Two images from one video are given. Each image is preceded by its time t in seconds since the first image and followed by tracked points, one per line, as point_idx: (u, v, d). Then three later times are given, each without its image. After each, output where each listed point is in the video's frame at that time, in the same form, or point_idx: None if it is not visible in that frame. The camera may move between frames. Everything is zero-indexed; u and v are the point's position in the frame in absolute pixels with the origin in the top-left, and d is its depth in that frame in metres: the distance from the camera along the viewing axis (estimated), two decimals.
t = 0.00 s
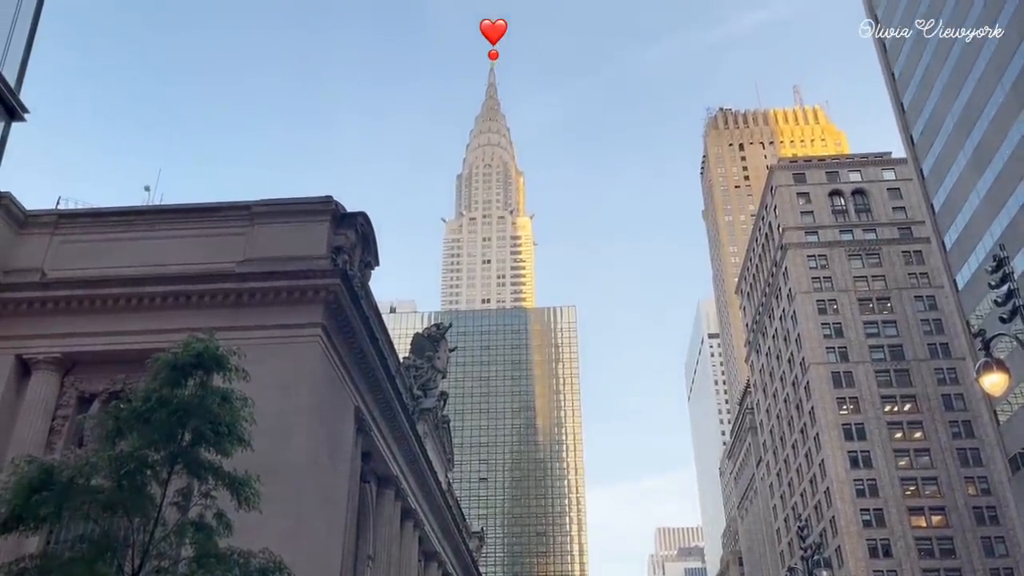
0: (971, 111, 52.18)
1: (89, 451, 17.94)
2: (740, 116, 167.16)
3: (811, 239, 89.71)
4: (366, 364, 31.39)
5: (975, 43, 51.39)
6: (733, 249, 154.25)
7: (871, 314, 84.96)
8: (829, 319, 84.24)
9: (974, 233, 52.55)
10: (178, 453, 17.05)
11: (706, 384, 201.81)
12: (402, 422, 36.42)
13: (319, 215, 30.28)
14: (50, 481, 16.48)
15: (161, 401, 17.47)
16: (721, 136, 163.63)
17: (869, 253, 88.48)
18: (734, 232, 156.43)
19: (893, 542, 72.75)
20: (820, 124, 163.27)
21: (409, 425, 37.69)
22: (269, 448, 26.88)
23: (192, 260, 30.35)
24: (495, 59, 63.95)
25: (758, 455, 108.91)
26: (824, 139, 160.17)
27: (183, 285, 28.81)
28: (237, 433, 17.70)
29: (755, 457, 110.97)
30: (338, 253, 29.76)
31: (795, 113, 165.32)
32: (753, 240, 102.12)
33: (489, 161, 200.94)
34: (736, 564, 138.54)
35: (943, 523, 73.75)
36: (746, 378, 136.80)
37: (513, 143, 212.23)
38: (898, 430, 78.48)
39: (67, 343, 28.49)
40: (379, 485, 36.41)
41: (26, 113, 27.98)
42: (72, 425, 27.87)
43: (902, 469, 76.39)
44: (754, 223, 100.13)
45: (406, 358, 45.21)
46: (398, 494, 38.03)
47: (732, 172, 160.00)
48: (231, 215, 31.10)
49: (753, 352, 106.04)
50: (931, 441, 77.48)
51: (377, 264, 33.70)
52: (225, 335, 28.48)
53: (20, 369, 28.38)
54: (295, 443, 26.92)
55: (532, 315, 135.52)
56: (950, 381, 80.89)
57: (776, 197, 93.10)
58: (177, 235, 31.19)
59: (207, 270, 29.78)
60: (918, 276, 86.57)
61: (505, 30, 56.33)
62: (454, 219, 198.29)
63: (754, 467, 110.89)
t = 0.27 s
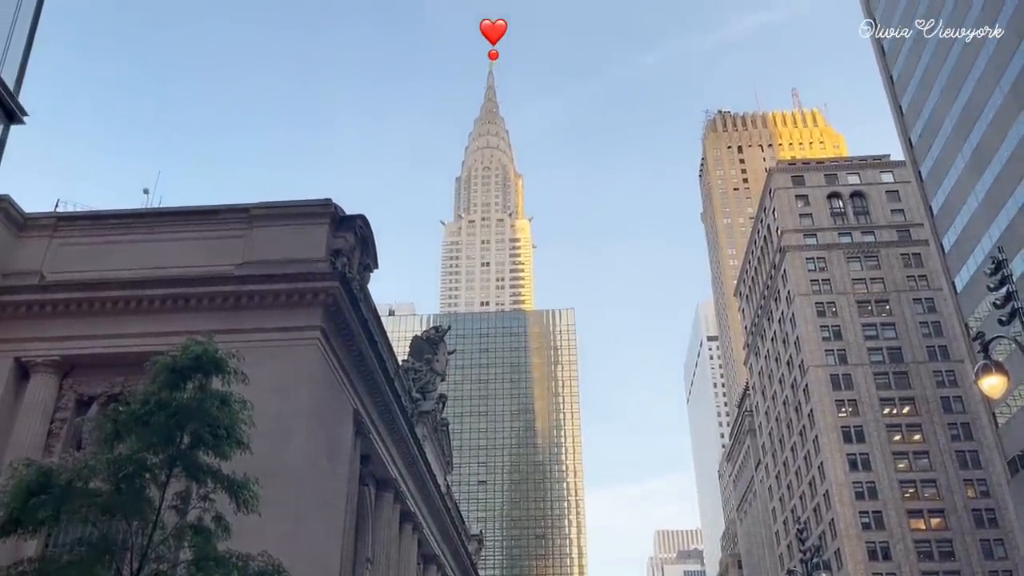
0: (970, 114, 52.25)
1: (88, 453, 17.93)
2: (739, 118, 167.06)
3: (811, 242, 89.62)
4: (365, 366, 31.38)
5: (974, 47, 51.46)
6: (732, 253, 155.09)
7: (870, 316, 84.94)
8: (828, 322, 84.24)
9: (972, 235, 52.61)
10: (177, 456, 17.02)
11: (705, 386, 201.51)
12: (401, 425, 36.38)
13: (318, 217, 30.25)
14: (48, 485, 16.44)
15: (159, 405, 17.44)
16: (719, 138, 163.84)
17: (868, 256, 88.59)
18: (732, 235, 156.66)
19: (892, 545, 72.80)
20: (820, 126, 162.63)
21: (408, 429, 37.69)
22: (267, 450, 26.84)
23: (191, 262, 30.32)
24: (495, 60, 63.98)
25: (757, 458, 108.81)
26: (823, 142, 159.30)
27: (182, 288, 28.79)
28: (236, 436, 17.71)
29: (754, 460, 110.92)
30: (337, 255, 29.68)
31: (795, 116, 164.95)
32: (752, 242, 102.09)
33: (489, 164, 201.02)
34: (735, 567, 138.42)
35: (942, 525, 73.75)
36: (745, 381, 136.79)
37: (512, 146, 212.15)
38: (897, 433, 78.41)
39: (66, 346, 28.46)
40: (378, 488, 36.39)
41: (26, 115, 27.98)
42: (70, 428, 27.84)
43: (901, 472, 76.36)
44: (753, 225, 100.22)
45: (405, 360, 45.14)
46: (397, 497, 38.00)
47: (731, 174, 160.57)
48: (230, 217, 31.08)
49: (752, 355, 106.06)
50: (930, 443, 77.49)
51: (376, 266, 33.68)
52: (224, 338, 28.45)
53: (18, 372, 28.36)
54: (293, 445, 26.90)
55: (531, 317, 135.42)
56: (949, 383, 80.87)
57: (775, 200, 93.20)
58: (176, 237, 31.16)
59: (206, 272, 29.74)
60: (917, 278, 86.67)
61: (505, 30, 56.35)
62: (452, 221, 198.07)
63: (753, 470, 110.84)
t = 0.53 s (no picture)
0: (969, 115, 52.24)
1: (87, 456, 17.93)
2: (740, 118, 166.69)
3: (810, 244, 89.42)
4: (364, 369, 31.37)
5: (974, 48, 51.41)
6: (732, 256, 156.38)
7: (868, 319, 85.04)
8: (827, 324, 84.20)
9: (971, 238, 52.68)
10: (176, 459, 16.98)
11: (705, 388, 201.03)
12: (400, 428, 36.33)
13: (317, 221, 30.23)
14: (47, 488, 16.40)
15: (159, 407, 17.41)
16: (718, 141, 164.13)
17: (867, 258, 88.77)
18: (730, 237, 156.83)
19: (891, 547, 72.79)
20: (818, 127, 162.38)
21: (407, 432, 37.65)
22: (266, 453, 26.87)
23: (191, 265, 30.29)
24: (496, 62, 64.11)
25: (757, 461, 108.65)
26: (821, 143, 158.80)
27: (181, 290, 28.77)
28: (234, 439, 17.66)
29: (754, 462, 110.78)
30: (336, 257, 29.64)
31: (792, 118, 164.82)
32: (751, 244, 102.18)
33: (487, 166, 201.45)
34: (734, 569, 138.15)
35: (941, 527, 73.81)
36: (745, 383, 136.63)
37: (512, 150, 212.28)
38: (896, 435, 78.38)
39: (65, 349, 28.42)
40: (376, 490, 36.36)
41: (24, 118, 27.99)
42: (69, 431, 27.80)
43: (900, 474, 76.34)
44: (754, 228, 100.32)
45: (404, 363, 45.05)
46: (395, 500, 37.93)
47: (729, 177, 161.10)
48: (229, 220, 31.07)
49: (752, 357, 106.06)
50: (929, 445, 77.53)
51: (375, 267, 33.66)
52: (224, 341, 28.42)
53: (17, 376, 28.30)
54: (292, 448, 26.93)
55: (531, 320, 135.62)
56: (947, 385, 80.89)
57: (774, 203, 93.25)
58: (176, 240, 31.13)
59: (205, 274, 29.72)
60: (915, 281, 86.99)
61: (505, 30, 56.42)
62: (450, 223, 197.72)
63: (753, 472, 110.83)
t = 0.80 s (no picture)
0: (1007, 108, 50.18)
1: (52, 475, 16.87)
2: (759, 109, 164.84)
3: (835, 242, 87.83)
4: (351, 381, 28.99)
5: (1011, 39, 49.35)
6: (750, 254, 151.87)
7: (899, 325, 82.77)
8: (854, 331, 81.96)
9: (1010, 238, 50.77)
10: (144, 479, 15.73)
11: (722, 400, 198.83)
12: (389, 445, 33.90)
13: (297, 217, 27.93)
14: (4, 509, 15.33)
15: (126, 422, 16.22)
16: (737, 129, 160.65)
17: (898, 258, 86.60)
18: (749, 236, 154.72)
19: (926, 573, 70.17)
20: (844, 117, 159.31)
21: (397, 449, 35.24)
22: (243, 472, 24.53)
23: (161, 267, 27.99)
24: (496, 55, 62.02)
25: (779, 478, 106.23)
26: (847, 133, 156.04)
27: (149, 294, 26.46)
28: (209, 455, 16.37)
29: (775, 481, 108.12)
30: (320, 257, 27.70)
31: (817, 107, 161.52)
32: (773, 245, 100.10)
33: (483, 160, 199.05)
34: None
35: (979, 551, 71.14)
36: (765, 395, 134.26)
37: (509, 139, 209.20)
38: (931, 451, 75.96)
39: (23, 358, 25.98)
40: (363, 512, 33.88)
41: None
42: (28, 448, 25.17)
43: (936, 494, 73.85)
44: (775, 225, 98.44)
45: (393, 373, 42.27)
46: (384, 522, 35.46)
47: (747, 169, 158.39)
48: (202, 217, 28.75)
49: (774, 367, 103.69)
50: (966, 462, 74.84)
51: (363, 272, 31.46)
52: (197, 349, 26.12)
53: None
54: (272, 466, 24.62)
55: (531, 328, 133.56)
56: (986, 398, 78.47)
57: (796, 197, 91.40)
58: (146, 240, 28.80)
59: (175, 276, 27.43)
60: (951, 283, 84.63)
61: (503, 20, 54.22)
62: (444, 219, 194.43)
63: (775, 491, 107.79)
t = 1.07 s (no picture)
0: None
1: None
2: (788, 92, 161.02)
3: (875, 240, 84.83)
4: (332, 401, 26.19)
5: None
6: (779, 257, 150.96)
7: (950, 334, 79.69)
8: (898, 341, 79.07)
9: None
10: (95, 508, 14.29)
11: (748, 421, 197.27)
12: (373, 471, 30.85)
13: (269, 213, 24.97)
14: None
15: (74, 445, 14.82)
16: (764, 115, 157.62)
17: (947, 258, 83.44)
18: (779, 232, 151.43)
19: None
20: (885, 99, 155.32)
21: (384, 475, 32.23)
22: (206, 500, 21.58)
23: (116, 269, 25.03)
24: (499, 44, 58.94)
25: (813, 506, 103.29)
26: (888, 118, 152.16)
27: (98, 299, 23.55)
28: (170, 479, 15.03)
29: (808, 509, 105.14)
30: (295, 258, 24.53)
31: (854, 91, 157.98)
32: (806, 239, 96.95)
33: (478, 148, 196.19)
34: None
35: None
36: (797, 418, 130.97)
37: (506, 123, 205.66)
38: (984, 476, 73.04)
39: None
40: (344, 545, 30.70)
41: None
42: None
43: (989, 524, 71.12)
44: (808, 219, 95.44)
45: (378, 390, 39.73)
46: (368, 555, 32.34)
47: (777, 159, 156.08)
48: (162, 212, 25.76)
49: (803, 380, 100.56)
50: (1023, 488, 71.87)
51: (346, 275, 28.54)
52: (153, 362, 23.21)
53: None
54: (242, 492, 21.68)
55: (532, 338, 130.47)
56: None
57: (834, 189, 88.43)
58: (100, 237, 25.78)
59: (131, 279, 24.51)
60: (1005, 287, 81.31)
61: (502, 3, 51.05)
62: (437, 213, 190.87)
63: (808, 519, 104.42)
